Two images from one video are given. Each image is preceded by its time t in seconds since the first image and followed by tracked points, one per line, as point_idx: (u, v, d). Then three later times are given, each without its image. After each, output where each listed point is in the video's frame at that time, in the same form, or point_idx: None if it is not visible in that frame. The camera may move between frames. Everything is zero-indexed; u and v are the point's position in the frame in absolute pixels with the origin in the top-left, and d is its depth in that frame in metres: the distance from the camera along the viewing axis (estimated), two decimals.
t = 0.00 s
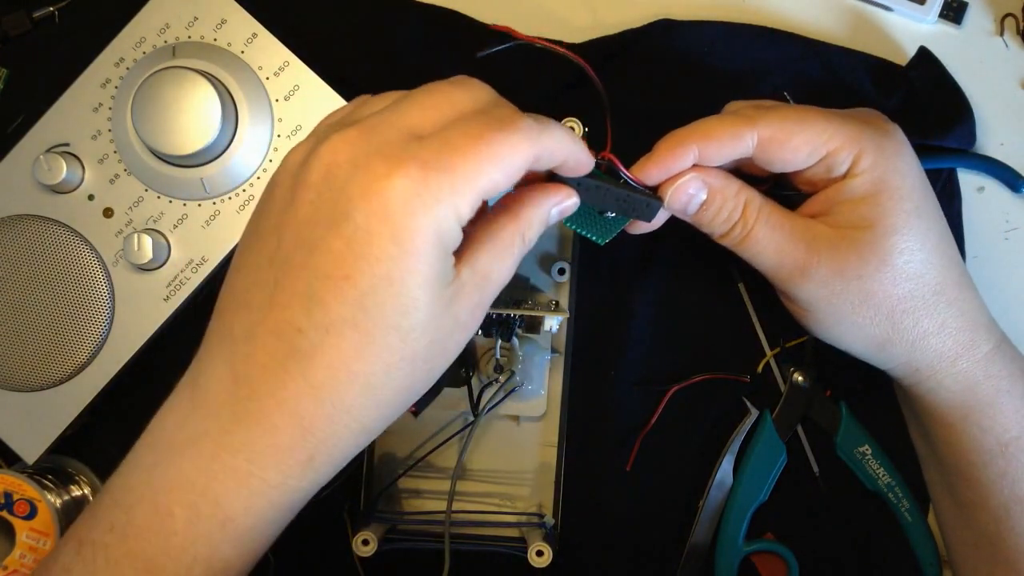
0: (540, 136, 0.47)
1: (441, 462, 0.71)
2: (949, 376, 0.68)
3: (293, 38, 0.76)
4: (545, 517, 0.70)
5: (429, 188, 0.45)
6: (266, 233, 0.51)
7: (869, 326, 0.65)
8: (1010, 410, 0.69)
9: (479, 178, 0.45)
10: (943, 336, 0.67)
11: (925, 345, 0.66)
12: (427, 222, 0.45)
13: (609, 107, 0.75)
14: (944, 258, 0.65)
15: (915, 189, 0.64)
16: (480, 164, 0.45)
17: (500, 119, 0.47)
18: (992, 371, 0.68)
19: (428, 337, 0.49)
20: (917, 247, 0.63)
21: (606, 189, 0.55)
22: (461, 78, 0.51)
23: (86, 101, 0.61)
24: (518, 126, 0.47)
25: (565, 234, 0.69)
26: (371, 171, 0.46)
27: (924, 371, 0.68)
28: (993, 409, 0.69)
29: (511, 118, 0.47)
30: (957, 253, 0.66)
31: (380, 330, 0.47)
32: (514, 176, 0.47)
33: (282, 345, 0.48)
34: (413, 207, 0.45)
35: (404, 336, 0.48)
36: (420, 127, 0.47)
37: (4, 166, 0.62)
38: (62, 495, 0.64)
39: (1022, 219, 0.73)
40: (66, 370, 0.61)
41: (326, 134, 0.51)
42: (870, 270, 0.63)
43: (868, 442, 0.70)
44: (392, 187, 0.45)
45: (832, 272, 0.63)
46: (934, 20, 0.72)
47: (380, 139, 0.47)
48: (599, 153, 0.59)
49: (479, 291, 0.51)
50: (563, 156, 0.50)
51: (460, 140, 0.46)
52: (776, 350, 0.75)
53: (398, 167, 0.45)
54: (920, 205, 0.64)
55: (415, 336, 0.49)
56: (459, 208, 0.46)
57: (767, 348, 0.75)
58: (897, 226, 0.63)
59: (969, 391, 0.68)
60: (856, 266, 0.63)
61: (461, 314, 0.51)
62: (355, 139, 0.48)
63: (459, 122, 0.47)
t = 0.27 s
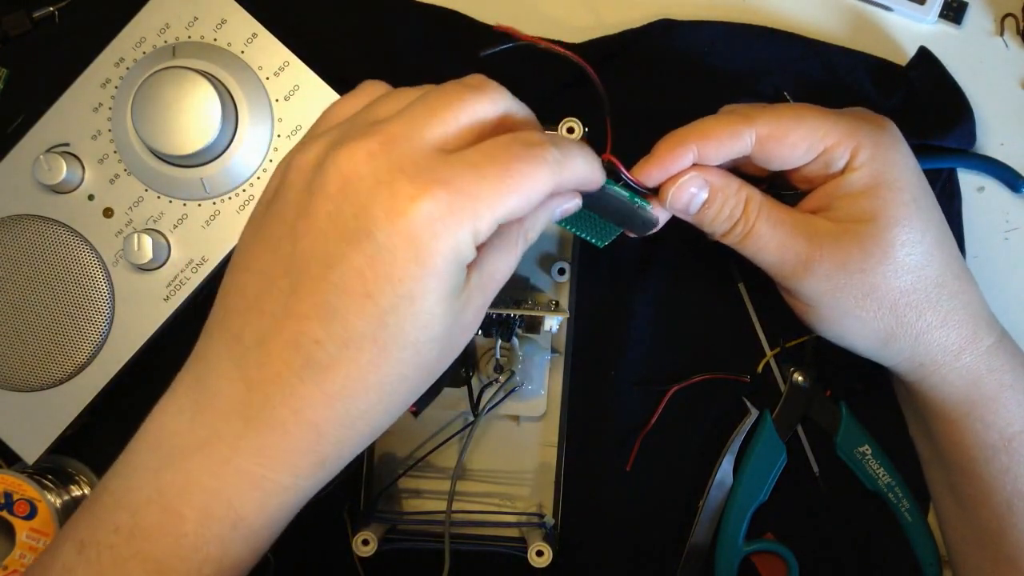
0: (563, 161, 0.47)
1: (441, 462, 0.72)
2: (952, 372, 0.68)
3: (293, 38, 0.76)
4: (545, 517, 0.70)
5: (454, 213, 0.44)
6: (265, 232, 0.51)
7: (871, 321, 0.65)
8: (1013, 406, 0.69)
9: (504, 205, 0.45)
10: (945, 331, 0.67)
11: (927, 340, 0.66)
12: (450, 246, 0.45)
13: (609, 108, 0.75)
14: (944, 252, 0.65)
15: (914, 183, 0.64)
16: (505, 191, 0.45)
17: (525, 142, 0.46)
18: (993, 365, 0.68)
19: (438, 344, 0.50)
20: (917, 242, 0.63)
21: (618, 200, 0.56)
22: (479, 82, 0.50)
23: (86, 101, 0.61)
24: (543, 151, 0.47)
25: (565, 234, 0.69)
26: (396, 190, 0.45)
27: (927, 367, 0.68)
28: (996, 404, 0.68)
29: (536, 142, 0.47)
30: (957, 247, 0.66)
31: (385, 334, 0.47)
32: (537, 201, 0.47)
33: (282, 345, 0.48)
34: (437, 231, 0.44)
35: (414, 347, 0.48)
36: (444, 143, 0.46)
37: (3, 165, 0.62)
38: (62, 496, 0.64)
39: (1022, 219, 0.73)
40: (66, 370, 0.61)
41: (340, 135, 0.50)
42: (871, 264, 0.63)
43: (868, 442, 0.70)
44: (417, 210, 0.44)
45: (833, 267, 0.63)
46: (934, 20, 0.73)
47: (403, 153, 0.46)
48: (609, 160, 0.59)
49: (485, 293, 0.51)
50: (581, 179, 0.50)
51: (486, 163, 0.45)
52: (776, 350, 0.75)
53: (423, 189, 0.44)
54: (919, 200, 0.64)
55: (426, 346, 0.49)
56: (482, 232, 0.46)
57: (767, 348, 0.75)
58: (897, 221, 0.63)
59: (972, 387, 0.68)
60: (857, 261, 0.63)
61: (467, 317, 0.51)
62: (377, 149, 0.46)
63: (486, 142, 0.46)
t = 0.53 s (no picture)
0: (553, 149, 0.47)
1: (441, 462, 0.72)
2: (951, 372, 0.68)
3: (293, 38, 0.76)
4: (545, 517, 0.70)
5: (446, 206, 0.44)
6: (264, 232, 0.51)
7: (869, 323, 0.65)
8: (1012, 405, 0.69)
9: (494, 194, 0.45)
10: (943, 331, 0.66)
11: (925, 341, 0.66)
12: (443, 240, 0.45)
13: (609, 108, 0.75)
14: (941, 253, 0.65)
15: (911, 183, 0.64)
16: (496, 180, 0.45)
17: (514, 130, 0.46)
18: (992, 365, 0.68)
19: (437, 344, 0.50)
20: (914, 243, 0.63)
21: (612, 202, 0.56)
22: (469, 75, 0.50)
23: (86, 101, 0.61)
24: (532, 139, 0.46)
25: (565, 234, 0.69)
26: (389, 186, 0.45)
27: (926, 367, 0.68)
28: (995, 404, 0.68)
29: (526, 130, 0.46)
30: (954, 247, 0.66)
31: (382, 331, 0.47)
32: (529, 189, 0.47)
33: (281, 345, 0.48)
34: (429, 226, 0.44)
35: (410, 345, 0.48)
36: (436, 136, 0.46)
37: (3, 165, 0.62)
38: (62, 495, 0.64)
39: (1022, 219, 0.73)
40: (66, 370, 0.61)
41: (335, 132, 0.49)
42: (868, 265, 0.63)
43: (868, 442, 0.70)
44: (410, 205, 0.44)
45: (830, 268, 0.63)
46: (934, 20, 0.73)
47: (397, 149, 0.46)
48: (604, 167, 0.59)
49: (484, 292, 0.51)
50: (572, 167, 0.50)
51: (476, 154, 0.45)
52: (776, 350, 0.75)
53: (414, 183, 0.44)
54: (916, 201, 0.64)
55: (424, 345, 0.49)
56: (475, 225, 0.45)
57: (767, 349, 0.75)
58: (894, 221, 0.63)
59: (971, 386, 0.68)
60: (855, 262, 0.63)
61: (467, 316, 0.51)
62: (371, 146, 0.46)
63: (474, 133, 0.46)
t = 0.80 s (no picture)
0: (557, 144, 0.46)
1: (441, 462, 0.71)
2: (949, 372, 0.68)
3: (293, 37, 0.76)
4: (545, 517, 0.70)
5: (449, 210, 0.44)
6: (264, 232, 0.51)
7: (867, 326, 0.65)
8: (1009, 404, 0.69)
9: (496, 196, 0.45)
10: (941, 332, 0.67)
11: (923, 341, 0.66)
12: (445, 245, 0.45)
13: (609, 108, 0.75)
14: (938, 254, 0.65)
15: (908, 185, 0.64)
16: (499, 180, 0.44)
17: (518, 125, 0.45)
18: (989, 365, 0.68)
19: (432, 349, 0.50)
20: (911, 244, 0.64)
21: (609, 206, 0.55)
22: (476, 76, 0.49)
23: (86, 101, 0.61)
24: (538, 134, 0.45)
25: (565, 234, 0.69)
26: (395, 190, 0.45)
27: (924, 368, 0.68)
28: (993, 404, 0.69)
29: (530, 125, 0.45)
30: (951, 249, 0.66)
31: (379, 334, 0.47)
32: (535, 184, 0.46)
33: (282, 345, 0.48)
34: (432, 232, 0.44)
35: (406, 348, 0.48)
36: (442, 138, 0.46)
37: (3, 165, 0.62)
38: (62, 495, 0.64)
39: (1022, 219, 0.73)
40: (66, 370, 0.61)
41: (340, 140, 0.49)
42: (866, 267, 0.63)
43: (868, 442, 0.70)
44: (414, 211, 0.44)
45: (828, 270, 0.63)
46: (934, 20, 0.73)
47: (403, 153, 0.46)
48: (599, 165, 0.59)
49: (480, 297, 0.51)
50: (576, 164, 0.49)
51: (479, 156, 0.44)
52: (776, 350, 0.75)
53: (418, 188, 0.44)
54: (913, 202, 0.64)
55: (419, 348, 0.49)
56: (476, 229, 0.45)
57: (767, 349, 0.75)
58: (891, 223, 0.63)
59: (968, 386, 0.68)
60: (852, 264, 0.63)
61: (464, 321, 0.51)
62: (379, 150, 0.46)
63: (478, 131, 0.45)
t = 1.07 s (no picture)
0: (548, 151, 0.44)
1: (441, 463, 0.71)
2: (951, 373, 0.68)
3: (292, 38, 0.76)
4: (546, 517, 0.70)
5: (434, 234, 0.44)
6: (265, 231, 0.51)
7: (876, 328, 0.65)
8: (1011, 408, 0.69)
9: (482, 217, 0.44)
10: (946, 335, 0.67)
11: (926, 343, 0.67)
12: (432, 269, 0.45)
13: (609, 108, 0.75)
14: (942, 257, 0.66)
15: (912, 188, 0.64)
16: (485, 199, 0.44)
17: (507, 137, 0.44)
18: (992, 367, 0.69)
19: (420, 361, 0.50)
20: (917, 246, 0.64)
21: (612, 206, 0.58)
22: (473, 81, 0.48)
23: (86, 101, 0.61)
24: (528, 144, 0.44)
25: (565, 234, 0.69)
26: (384, 212, 0.45)
27: (929, 370, 0.68)
28: (995, 406, 0.69)
29: (518, 133, 0.44)
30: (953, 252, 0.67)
31: (375, 338, 0.47)
32: (526, 197, 0.45)
33: (282, 344, 0.48)
34: (418, 255, 0.44)
35: (391, 361, 0.48)
36: (433, 153, 0.45)
37: (3, 166, 0.62)
38: (62, 495, 0.64)
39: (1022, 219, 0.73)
40: (66, 369, 0.61)
41: (345, 149, 0.49)
42: (874, 269, 0.63)
43: (868, 442, 0.70)
44: (402, 233, 0.44)
45: (838, 275, 0.62)
46: (934, 20, 0.73)
47: (396, 171, 0.45)
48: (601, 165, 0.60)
49: (477, 309, 0.51)
50: (572, 166, 0.48)
51: (465, 177, 0.43)
52: (776, 350, 0.75)
53: (405, 212, 0.44)
54: (918, 205, 0.64)
55: (416, 354, 0.49)
56: (465, 249, 0.45)
57: (767, 349, 0.75)
58: (898, 225, 0.63)
59: (971, 388, 0.68)
60: (861, 267, 0.63)
61: (458, 334, 0.51)
62: (373, 166, 0.46)
63: (468, 144, 0.44)
